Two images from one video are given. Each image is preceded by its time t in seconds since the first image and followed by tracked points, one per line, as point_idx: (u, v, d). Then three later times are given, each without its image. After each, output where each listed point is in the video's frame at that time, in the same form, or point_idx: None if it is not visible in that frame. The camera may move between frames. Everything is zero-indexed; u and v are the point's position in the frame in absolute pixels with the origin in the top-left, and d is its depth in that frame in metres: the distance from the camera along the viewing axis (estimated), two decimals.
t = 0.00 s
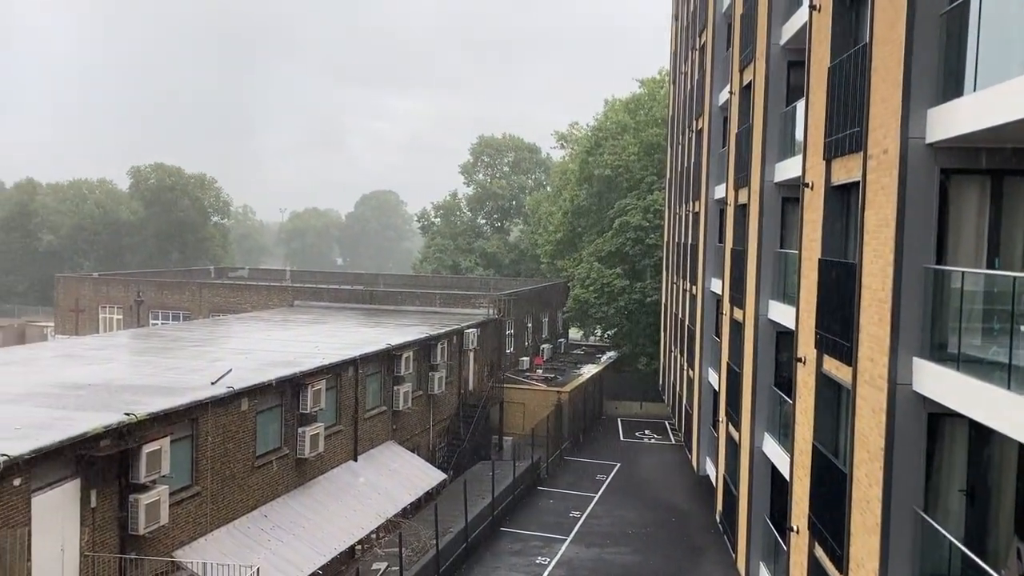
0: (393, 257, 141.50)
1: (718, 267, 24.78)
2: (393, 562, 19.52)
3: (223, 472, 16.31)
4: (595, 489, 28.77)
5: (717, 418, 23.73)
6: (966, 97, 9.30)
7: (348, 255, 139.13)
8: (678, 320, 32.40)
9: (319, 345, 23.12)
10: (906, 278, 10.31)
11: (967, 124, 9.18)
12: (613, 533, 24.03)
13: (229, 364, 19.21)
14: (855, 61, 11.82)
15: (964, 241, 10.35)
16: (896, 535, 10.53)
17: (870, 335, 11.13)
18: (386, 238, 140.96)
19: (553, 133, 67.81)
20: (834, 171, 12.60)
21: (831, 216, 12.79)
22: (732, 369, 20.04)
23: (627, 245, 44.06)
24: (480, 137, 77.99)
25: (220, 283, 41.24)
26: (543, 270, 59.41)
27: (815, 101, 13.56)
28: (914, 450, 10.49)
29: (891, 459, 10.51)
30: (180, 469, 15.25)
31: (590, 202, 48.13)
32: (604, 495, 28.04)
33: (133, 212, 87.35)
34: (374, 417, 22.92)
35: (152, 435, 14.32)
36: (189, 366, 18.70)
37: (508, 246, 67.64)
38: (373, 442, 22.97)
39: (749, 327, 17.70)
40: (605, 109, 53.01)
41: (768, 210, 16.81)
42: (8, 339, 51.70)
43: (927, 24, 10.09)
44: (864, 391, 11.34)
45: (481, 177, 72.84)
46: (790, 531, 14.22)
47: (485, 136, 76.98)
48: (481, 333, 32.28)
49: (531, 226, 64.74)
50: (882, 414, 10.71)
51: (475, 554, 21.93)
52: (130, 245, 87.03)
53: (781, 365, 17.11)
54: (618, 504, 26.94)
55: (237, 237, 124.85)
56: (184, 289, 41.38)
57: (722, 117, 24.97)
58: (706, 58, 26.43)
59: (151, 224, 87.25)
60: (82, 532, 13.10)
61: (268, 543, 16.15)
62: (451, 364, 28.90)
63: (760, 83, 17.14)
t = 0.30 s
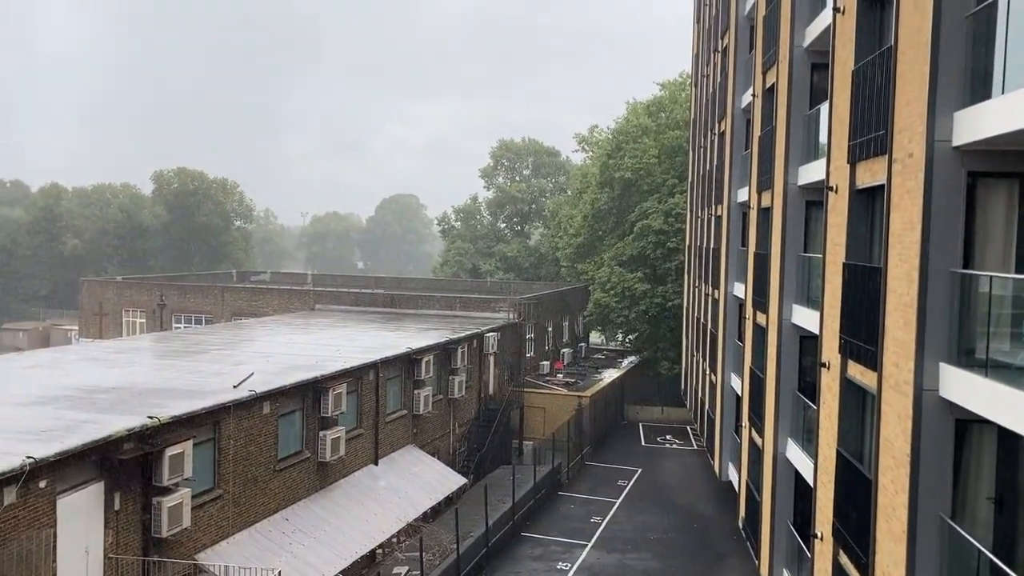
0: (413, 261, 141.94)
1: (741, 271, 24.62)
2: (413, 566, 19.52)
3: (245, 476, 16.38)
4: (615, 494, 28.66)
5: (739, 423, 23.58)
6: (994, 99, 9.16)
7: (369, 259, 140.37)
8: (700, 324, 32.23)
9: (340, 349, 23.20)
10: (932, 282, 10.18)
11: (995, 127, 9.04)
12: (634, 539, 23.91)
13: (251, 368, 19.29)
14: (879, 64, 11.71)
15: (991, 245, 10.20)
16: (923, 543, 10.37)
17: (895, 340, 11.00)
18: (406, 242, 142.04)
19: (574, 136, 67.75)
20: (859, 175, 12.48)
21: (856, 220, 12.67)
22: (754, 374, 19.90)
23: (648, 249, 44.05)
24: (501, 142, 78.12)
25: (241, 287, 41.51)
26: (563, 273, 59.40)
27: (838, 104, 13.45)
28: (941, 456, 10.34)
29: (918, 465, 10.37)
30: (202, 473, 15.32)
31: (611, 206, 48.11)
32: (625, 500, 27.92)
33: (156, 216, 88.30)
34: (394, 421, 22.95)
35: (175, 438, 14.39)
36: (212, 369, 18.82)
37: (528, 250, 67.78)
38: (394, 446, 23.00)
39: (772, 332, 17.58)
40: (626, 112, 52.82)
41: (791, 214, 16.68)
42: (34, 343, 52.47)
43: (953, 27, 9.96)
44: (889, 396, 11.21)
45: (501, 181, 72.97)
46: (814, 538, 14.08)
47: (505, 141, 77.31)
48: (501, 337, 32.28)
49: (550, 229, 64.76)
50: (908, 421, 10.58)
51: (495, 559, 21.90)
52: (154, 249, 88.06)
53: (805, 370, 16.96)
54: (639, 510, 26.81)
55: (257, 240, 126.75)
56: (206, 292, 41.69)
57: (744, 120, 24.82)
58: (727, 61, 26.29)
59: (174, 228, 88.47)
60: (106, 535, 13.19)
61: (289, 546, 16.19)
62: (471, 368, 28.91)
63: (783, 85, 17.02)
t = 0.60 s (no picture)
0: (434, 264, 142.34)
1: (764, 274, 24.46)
2: (434, 570, 19.54)
3: (267, 478, 16.47)
4: (637, 499, 28.54)
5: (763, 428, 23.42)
6: None
7: (391, 263, 141.72)
8: (723, 329, 32.05)
9: (362, 352, 23.27)
10: (960, 287, 10.05)
11: None
12: (656, 544, 23.80)
13: (274, 371, 19.39)
14: (904, 66, 11.59)
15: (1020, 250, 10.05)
16: (951, 551, 10.23)
17: (922, 345, 10.87)
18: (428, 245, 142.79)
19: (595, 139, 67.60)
20: (884, 178, 12.37)
21: (880, 223, 12.54)
22: (778, 379, 19.75)
23: (670, 253, 43.94)
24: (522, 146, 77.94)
25: (264, 291, 41.75)
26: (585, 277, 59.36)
27: (863, 106, 13.33)
28: (968, 464, 10.19)
29: (945, 473, 10.23)
30: (225, 476, 15.41)
31: (633, 209, 48.00)
32: (647, 505, 27.80)
33: (181, 220, 89.20)
34: (416, 425, 23.00)
35: (198, 441, 14.48)
36: (235, 373, 18.93)
37: (549, 254, 67.86)
38: (415, 449, 23.05)
39: (796, 336, 17.44)
40: (648, 116, 52.60)
41: (816, 217, 16.55)
42: (60, 345, 53.10)
43: (980, 29, 9.83)
44: (915, 403, 11.08)
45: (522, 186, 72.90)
46: (838, 545, 13.94)
47: (526, 145, 77.18)
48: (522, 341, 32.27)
49: (572, 233, 64.75)
50: (935, 427, 10.44)
51: (516, 564, 21.86)
52: (178, 252, 88.95)
53: (829, 376, 16.82)
54: (661, 515, 26.69)
55: (281, 244, 130.23)
56: (229, 296, 41.96)
57: (767, 123, 24.67)
58: (750, 64, 26.15)
59: (198, 232, 89.45)
60: (130, 537, 13.31)
61: (311, 549, 16.25)
62: (492, 372, 28.91)
63: (807, 88, 16.90)
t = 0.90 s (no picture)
0: (455, 266, 142.53)
1: (787, 278, 24.32)
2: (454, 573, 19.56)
3: (289, 481, 16.55)
4: (658, 504, 28.42)
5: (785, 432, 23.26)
6: None
7: (412, 266, 143.05)
8: (745, 332, 31.87)
9: (382, 355, 23.33)
10: (985, 291, 9.95)
11: None
12: (677, 549, 23.69)
13: (295, 374, 19.50)
14: (929, 68, 11.49)
15: None
16: (976, 558, 10.11)
17: (946, 349, 10.77)
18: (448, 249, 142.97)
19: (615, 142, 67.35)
20: (908, 181, 12.28)
21: (904, 226, 12.44)
22: (800, 383, 19.62)
23: (691, 257, 43.75)
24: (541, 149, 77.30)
25: (286, 294, 41.98)
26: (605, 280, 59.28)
27: (887, 108, 13.24)
28: (994, 470, 10.07)
29: (970, 479, 10.12)
30: (248, 478, 15.50)
31: (653, 212, 47.88)
32: (668, 510, 27.67)
33: (204, 224, 90.03)
34: (436, 428, 23.03)
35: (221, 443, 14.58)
36: (257, 375, 19.04)
37: (570, 257, 67.87)
38: (436, 452, 23.08)
39: (818, 341, 17.33)
40: (669, 119, 52.33)
41: (838, 220, 16.44)
42: (85, 347, 53.78)
43: (1006, 30, 9.72)
44: (940, 407, 10.96)
45: (542, 190, 72.77)
46: (862, 551, 13.81)
47: (545, 149, 76.52)
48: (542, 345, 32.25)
49: (592, 236, 64.68)
50: (960, 432, 10.32)
51: (537, 568, 21.84)
52: (202, 255, 89.72)
53: (852, 380, 16.71)
54: (683, 520, 26.55)
55: (304, 248, 133.49)
56: (251, 299, 42.23)
57: (790, 126, 24.54)
58: (773, 66, 26.01)
59: (221, 234, 90.01)
60: (154, 538, 13.41)
61: (332, 552, 16.31)
62: (512, 376, 28.91)
63: (829, 90, 16.81)
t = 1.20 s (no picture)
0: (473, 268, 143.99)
1: (807, 280, 24.19)
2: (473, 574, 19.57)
3: (309, 482, 16.62)
4: (677, 507, 28.29)
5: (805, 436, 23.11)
6: None
7: (432, 269, 144.12)
8: (765, 334, 31.68)
9: (401, 357, 23.37)
10: (1009, 294, 9.85)
11: None
12: (697, 552, 23.58)
13: (315, 375, 19.58)
14: (951, 69, 11.41)
15: None
16: (1000, 563, 10.00)
17: (969, 353, 10.67)
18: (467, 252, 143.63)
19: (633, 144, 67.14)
20: (930, 183, 12.19)
21: (927, 228, 12.34)
22: (821, 386, 19.50)
23: (711, 259, 43.59)
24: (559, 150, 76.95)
25: (305, 296, 42.19)
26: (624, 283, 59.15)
27: (909, 109, 13.14)
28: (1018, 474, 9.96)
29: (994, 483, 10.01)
30: (268, 479, 15.57)
31: (672, 214, 47.84)
32: (687, 513, 27.55)
33: (225, 227, 90.42)
34: (455, 429, 23.05)
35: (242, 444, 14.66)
36: (276, 377, 19.13)
37: (589, 259, 67.79)
38: (455, 454, 23.10)
39: (839, 343, 17.21)
40: (688, 119, 52.02)
41: (860, 222, 16.34)
42: (107, 348, 54.41)
43: None
44: (962, 411, 10.87)
45: (561, 191, 72.54)
46: (884, 555, 13.70)
47: (564, 150, 75.96)
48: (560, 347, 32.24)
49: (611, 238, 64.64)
50: (983, 437, 10.21)
51: (556, 571, 21.78)
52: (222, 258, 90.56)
53: (873, 383, 16.59)
54: (702, 524, 26.41)
55: (323, 250, 134.98)
56: (271, 301, 42.48)
57: (810, 127, 24.41)
58: (793, 68, 25.88)
59: (241, 238, 90.68)
60: (175, 538, 13.51)
61: (352, 553, 16.36)
62: (530, 378, 28.90)
63: (850, 91, 16.71)
